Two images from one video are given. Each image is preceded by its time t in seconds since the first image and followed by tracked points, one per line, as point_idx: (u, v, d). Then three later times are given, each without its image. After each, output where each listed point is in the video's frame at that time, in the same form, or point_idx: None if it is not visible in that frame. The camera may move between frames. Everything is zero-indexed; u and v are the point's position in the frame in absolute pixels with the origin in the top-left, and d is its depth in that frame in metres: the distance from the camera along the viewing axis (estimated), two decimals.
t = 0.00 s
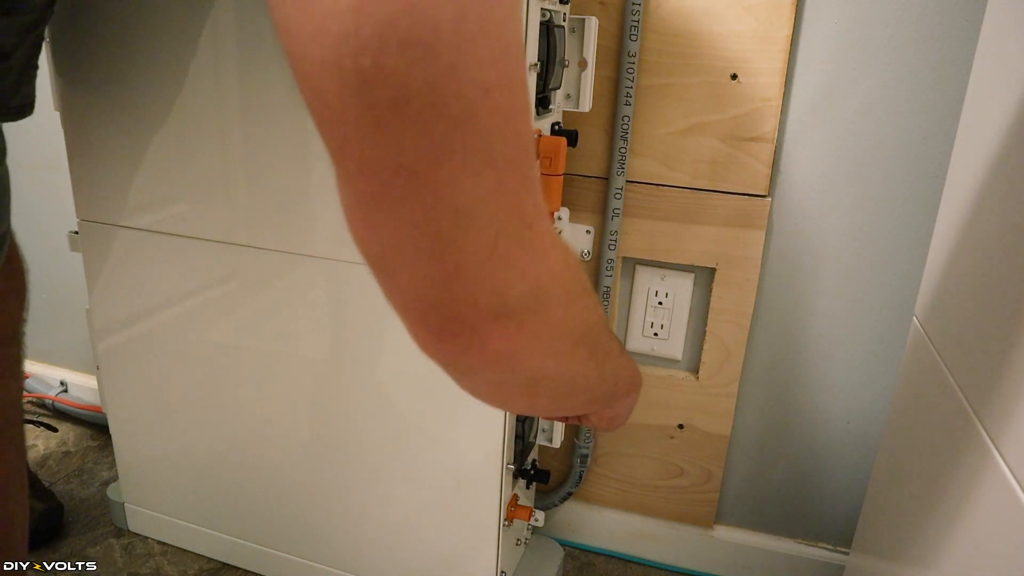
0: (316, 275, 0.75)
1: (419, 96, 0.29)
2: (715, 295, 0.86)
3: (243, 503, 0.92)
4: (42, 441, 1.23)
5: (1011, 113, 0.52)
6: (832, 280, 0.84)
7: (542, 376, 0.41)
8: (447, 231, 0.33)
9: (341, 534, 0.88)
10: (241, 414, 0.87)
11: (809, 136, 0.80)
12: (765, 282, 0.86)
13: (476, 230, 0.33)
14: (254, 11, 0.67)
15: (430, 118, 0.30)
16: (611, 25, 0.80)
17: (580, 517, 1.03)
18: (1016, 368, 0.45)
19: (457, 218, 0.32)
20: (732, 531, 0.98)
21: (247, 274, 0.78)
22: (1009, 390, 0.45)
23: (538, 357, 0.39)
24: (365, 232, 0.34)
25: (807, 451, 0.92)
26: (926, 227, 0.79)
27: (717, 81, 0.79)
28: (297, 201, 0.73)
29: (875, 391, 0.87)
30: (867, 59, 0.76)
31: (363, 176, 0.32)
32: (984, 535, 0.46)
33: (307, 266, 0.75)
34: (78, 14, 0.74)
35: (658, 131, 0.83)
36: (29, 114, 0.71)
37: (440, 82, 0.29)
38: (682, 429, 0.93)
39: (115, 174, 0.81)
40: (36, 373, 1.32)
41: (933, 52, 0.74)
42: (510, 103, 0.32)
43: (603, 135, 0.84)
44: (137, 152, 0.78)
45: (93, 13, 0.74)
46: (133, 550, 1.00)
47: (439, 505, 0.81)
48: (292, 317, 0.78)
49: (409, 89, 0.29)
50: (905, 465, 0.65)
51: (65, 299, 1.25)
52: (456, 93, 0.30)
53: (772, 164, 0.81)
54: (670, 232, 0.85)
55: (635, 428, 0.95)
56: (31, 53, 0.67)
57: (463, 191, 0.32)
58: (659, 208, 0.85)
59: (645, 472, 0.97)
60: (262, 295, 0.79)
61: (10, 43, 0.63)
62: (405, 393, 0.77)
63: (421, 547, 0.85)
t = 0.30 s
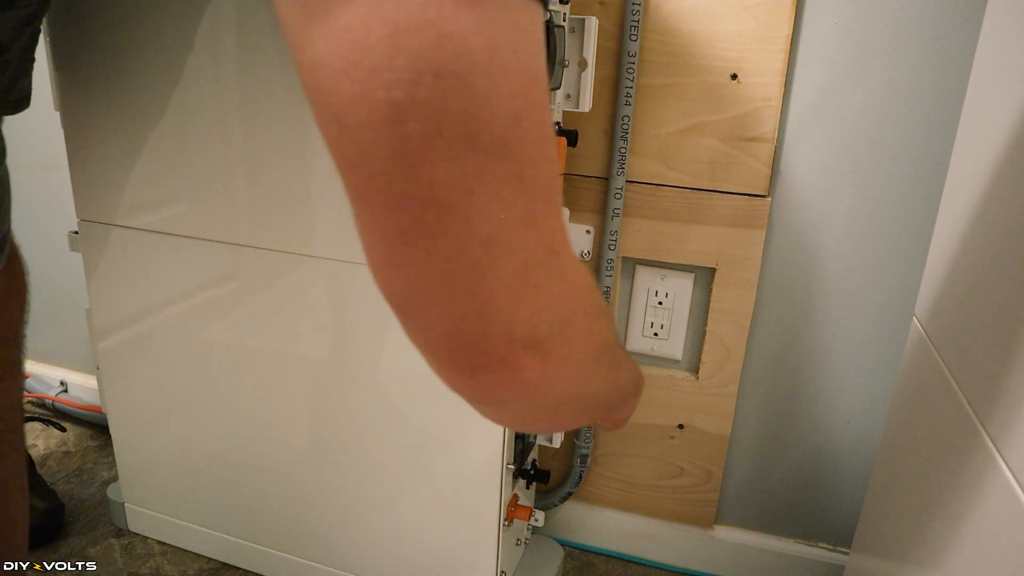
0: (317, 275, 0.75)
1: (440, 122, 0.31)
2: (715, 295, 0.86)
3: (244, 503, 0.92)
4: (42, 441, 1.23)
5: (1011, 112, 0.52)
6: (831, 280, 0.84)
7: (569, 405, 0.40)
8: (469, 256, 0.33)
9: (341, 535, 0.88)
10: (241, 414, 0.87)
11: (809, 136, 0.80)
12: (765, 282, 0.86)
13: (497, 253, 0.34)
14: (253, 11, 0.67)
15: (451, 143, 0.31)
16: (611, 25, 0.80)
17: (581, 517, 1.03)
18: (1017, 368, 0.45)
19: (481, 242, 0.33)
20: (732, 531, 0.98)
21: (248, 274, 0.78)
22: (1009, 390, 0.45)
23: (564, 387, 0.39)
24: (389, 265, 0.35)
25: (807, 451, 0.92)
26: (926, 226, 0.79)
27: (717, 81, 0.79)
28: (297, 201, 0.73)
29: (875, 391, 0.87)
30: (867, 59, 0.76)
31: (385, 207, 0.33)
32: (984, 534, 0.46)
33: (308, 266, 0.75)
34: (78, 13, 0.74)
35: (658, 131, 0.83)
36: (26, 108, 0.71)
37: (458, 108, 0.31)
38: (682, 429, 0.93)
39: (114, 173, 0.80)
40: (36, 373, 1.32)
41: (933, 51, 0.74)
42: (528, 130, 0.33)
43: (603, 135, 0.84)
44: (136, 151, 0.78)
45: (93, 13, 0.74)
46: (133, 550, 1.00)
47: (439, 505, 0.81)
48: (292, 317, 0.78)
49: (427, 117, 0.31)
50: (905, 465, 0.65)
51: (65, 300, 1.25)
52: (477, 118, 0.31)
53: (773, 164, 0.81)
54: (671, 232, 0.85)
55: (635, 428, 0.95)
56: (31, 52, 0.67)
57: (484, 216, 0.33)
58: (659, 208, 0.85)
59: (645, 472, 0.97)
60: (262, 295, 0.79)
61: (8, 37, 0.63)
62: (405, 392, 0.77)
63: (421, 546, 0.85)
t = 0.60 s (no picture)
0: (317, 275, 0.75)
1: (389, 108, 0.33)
2: (715, 294, 0.86)
3: (244, 503, 0.92)
4: (42, 441, 1.23)
5: (1011, 112, 0.52)
6: (831, 280, 0.84)
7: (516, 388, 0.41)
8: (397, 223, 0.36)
9: (341, 534, 0.88)
10: (241, 414, 0.87)
11: (809, 136, 0.80)
12: (765, 282, 0.86)
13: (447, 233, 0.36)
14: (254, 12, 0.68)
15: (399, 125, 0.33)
16: (611, 25, 0.80)
17: (581, 517, 1.03)
18: (1017, 368, 0.45)
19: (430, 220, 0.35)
20: (732, 531, 0.98)
21: (248, 274, 0.78)
22: (1009, 390, 0.45)
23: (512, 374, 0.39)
24: (348, 238, 0.37)
25: (807, 451, 0.92)
26: (926, 226, 0.79)
27: (717, 81, 0.79)
28: (297, 201, 0.73)
29: (874, 391, 0.87)
30: (867, 59, 0.76)
31: (340, 180, 0.35)
32: (982, 534, 0.46)
33: (308, 266, 0.75)
34: (78, 14, 0.74)
35: (658, 131, 0.83)
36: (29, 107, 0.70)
37: (410, 94, 0.33)
38: (682, 429, 0.93)
39: (114, 173, 0.81)
40: (36, 373, 1.32)
41: (933, 52, 0.74)
42: (479, 122, 0.34)
43: (603, 135, 0.85)
44: (136, 151, 0.78)
45: (94, 13, 0.74)
46: (133, 550, 1.00)
47: (439, 505, 0.81)
48: (292, 317, 0.78)
49: (381, 100, 0.33)
50: (905, 465, 0.65)
51: (65, 299, 1.25)
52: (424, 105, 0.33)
53: (772, 164, 0.81)
54: (671, 232, 0.85)
55: (635, 428, 0.95)
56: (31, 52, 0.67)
57: (411, 188, 0.35)
58: (659, 208, 0.85)
59: (645, 472, 0.97)
60: (262, 295, 0.79)
61: (10, 34, 0.63)
62: (404, 391, 0.77)
63: (421, 546, 0.85)
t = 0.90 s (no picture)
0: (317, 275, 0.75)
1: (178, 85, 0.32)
2: (716, 295, 0.86)
3: (244, 502, 0.92)
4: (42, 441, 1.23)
5: (1011, 112, 0.52)
6: (831, 280, 0.84)
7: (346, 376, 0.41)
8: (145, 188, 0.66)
9: (341, 534, 0.88)
10: (241, 414, 0.87)
11: (809, 136, 0.80)
12: (765, 282, 0.86)
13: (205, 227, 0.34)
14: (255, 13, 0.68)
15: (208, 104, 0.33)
16: (611, 26, 0.80)
17: (581, 517, 1.03)
18: (1017, 368, 0.45)
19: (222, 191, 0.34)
20: (732, 531, 0.98)
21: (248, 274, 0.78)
22: (1009, 390, 0.45)
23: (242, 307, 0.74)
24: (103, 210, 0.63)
25: (807, 451, 0.92)
26: (926, 226, 0.79)
27: (717, 81, 0.79)
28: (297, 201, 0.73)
29: (874, 391, 0.87)
30: (866, 59, 0.76)
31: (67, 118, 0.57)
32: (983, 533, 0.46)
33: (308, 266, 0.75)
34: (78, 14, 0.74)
35: (658, 131, 0.83)
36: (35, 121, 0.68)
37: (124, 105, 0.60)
38: (682, 429, 0.93)
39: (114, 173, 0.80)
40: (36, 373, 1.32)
41: (932, 51, 0.74)
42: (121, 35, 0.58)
43: (603, 135, 0.85)
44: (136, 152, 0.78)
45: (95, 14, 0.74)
46: (133, 550, 1.00)
47: (439, 504, 0.81)
48: (292, 318, 0.78)
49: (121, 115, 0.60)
50: (905, 465, 0.65)
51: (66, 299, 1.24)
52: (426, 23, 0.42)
53: (773, 164, 0.81)
54: (671, 233, 0.85)
55: (635, 428, 0.95)
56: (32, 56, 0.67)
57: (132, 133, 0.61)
58: (659, 208, 0.85)
59: (645, 473, 0.97)
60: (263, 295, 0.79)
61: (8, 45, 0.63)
62: (404, 391, 0.77)
63: (421, 546, 0.85)
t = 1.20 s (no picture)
0: (317, 275, 0.75)
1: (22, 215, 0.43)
2: (716, 295, 0.86)
3: (243, 502, 0.92)
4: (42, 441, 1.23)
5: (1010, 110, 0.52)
6: (831, 280, 0.84)
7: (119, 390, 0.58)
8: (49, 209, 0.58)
9: (341, 534, 0.88)
10: (241, 414, 0.87)
11: (809, 136, 0.80)
12: (765, 282, 0.86)
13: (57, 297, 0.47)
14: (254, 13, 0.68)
15: (20, 192, 0.42)
16: (611, 26, 0.80)
17: (580, 517, 1.03)
18: (1016, 367, 0.44)
19: (48, 266, 0.45)
20: (732, 531, 0.98)
21: (247, 274, 0.78)
22: (1009, 389, 0.45)
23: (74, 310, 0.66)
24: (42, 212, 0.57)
25: (807, 451, 0.92)
26: (925, 227, 0.79)
27: (717, 81, 0.79)
28: (297, 201, 0.73)
29: (874, 390, 0.87)
30: (865, 59, 0.76)
31: None
32: (982, 532, 0.46)
33: (308, 266, 0.75)
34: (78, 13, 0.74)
35: (658, 131, 0.83)
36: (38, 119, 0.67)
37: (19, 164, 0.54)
38: (682, 430, 0.93)
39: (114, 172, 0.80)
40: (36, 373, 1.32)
41: (931, 52, 0.74)
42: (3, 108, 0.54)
43: (603, 135, 0.85)
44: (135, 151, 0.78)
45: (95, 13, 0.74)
46: (133, 550, 1.00)
47: (439, 504, 0.81)
48: (292, 317, 0.79)
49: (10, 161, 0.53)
50: (904, 464, 0.65)
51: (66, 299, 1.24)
52: (521, 107, 0.52)
53: (772, 164, 0.81)
54: (671, 233, 0.85)
55: (635, 428, 0.95)
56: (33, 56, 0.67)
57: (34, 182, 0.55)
58: (659, 208, 0.85)
59: (645, 473, 0.97)
60: (263, 295, 0.79)
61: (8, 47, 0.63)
62: (404, 390, 0.77)
63: (421, 546, 0.85)
